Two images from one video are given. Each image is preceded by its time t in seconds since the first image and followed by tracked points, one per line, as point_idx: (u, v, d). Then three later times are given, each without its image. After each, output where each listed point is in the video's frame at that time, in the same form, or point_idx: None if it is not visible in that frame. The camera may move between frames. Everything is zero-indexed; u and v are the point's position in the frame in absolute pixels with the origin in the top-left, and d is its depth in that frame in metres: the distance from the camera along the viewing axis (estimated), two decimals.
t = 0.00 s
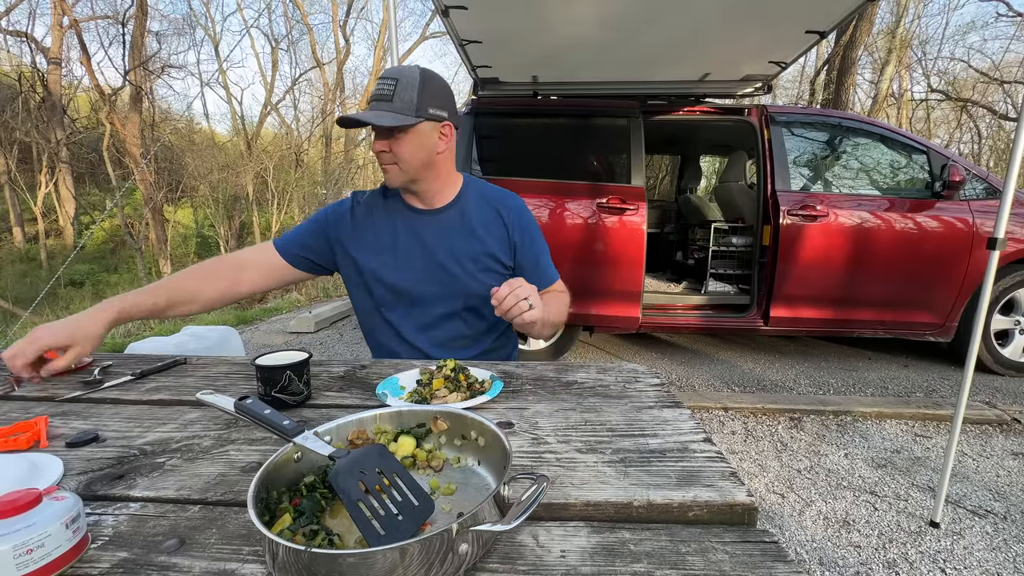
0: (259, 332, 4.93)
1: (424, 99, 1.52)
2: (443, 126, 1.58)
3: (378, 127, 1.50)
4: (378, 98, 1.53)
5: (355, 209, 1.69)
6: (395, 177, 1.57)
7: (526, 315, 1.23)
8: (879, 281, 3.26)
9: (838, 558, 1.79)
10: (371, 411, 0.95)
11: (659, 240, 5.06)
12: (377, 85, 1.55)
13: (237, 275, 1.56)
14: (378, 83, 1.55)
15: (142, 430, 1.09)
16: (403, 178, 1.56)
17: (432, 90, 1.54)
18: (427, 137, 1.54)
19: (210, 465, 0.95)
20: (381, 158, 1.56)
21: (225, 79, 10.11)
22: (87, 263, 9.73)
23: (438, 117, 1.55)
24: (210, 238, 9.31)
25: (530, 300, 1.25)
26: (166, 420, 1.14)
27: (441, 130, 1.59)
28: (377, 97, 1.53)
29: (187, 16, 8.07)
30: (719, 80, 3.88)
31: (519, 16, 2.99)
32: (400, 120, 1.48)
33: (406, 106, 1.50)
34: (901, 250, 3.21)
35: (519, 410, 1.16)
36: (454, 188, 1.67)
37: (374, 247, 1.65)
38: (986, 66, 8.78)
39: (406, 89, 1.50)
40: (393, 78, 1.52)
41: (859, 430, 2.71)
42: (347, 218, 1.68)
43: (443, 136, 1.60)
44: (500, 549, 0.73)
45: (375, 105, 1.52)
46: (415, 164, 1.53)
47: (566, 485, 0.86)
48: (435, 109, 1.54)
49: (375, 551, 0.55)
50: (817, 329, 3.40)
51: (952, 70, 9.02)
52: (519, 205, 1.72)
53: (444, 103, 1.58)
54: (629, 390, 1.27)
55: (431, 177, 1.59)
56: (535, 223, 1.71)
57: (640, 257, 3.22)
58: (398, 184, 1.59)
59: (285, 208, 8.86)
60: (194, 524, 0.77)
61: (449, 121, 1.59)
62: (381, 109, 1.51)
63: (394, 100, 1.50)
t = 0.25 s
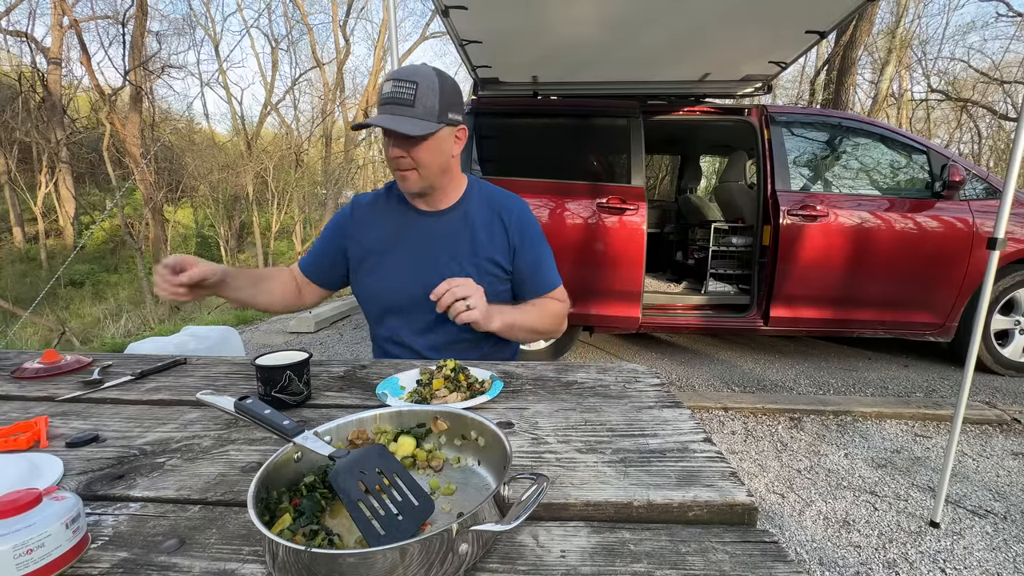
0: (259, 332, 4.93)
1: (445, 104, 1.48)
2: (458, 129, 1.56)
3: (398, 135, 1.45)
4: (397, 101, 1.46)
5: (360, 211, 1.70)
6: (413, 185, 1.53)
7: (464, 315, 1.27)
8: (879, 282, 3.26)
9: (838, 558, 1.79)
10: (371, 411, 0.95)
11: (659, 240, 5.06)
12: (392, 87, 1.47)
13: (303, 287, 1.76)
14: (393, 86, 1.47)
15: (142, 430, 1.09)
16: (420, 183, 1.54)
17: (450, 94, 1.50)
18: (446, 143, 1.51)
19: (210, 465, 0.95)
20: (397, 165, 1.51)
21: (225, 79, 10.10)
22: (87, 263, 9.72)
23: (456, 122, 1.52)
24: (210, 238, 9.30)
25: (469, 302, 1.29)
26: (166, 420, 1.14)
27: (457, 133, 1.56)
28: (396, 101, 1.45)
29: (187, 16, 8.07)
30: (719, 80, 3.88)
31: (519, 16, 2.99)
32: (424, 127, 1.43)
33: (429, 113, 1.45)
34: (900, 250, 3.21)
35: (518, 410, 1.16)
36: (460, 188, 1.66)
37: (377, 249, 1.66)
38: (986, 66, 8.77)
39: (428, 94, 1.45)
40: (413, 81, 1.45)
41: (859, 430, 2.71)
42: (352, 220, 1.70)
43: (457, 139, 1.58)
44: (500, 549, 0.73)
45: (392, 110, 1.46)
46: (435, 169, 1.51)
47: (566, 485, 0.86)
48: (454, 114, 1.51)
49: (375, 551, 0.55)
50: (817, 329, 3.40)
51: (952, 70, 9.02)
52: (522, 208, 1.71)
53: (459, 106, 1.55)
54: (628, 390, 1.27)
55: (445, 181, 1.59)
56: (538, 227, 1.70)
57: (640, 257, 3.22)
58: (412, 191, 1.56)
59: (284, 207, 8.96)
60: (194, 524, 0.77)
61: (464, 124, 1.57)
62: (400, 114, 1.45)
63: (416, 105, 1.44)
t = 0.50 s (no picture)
0: (259, 332, 4.93)
1: (474, 111, 1.50)
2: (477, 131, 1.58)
3: (432, 143, 1.44)
4: (431, 108, 1.43)
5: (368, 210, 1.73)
6: (437, 189, 1.55)
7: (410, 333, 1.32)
8: (877, 283, 3.26)
9: (838, 559, 1.79)
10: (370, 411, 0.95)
11: (659, 240, 5.06)
12: (425, 94, 1.43)
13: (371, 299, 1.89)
14: (424, 92, 1.43)
15: (142, 430, 1.09)
16: (445, 187, 1.56)
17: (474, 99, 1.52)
18: (471, 148, 1.54)
19: (210, 465, 0.95)
20: (423, 171, 1.51)
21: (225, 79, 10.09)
22: (87, 263, 9.72)
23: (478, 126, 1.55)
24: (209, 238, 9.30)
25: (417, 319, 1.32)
26: (166, 420, 1.14)
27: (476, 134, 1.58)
28: (431, 109, 1.43)
29: (187, 16, 8.06)
30: (719, 80, 3.88)
31: (519, 16, 2.99)
32: (462, 137, 1.45)
33: (463, 121, 1.46)
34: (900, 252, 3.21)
35: (518, 410, 1.16)
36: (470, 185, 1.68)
37: (380, 249, 1.68)
38: (986, 66, 8.77)
39: (462, 103, 1.45)
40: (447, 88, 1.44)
41: (858, 430, 2.71)
42: (359, 219, 1.73)
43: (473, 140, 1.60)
44: (500, 550, 0.73)
45: (426, 117, 1.43)
46: (461, 174, 1.54)
47: (566, 485, 0.86)
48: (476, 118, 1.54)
49: (375, 551, 0.56)
50: (816, 328, 3.40)
51: (952, 70, 9.02)
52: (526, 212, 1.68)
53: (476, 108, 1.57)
54: (628, 390, 1.27)
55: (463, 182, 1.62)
56: (541, 232, 1.66)
57: (640, 257, 3.22)
58: (434, 195, 1.57)
59: (286, 208, 8.87)
60: (194, 524, 0.77)
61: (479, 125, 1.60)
62: (435, 123, 1.43)
63: (451, 114, 1.44)
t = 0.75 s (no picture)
0: (259, 332, 4.93)
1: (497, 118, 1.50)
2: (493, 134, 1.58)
3: (460, 148, 1.42)
4: (460, 114, 1.41)
5: (377, 210, 1.71)
6: (456, 194, 1.53)
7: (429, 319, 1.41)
8: (880, 285, 3.27)
9: (838, 558, 1.79)
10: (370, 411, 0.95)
11: (659, 240, 5.06)
12: (455, 99, 1.42)
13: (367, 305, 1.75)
14: (454, 96, 1.42)
15: (142, 430, 1.09)
16: (464, 192, 1.54)
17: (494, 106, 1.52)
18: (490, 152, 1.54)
19: (210, 465, 0.95)
20: (445, 175, 1.48)
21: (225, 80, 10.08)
22: (87, 263, 9.72)
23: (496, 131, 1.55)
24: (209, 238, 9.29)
25: (440, 309, 1.43)
26: (166, 420, 1.14)
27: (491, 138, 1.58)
28: (461, 115, 1.41)
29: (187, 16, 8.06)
30: (719, 80, 3.88)
31: (519, 16, 2.99)
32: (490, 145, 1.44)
33: (490, 129, 1.46)
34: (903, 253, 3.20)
35: (518, 410, 1.16)
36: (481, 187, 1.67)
37: (388, 250, 1.67)
38: (986, 66, 8.77)
39: (491, 110, 1.45)
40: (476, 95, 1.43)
41: (858, 430, 2.71)
42: (368, 219, 1.71)
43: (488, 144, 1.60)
44: (500, 549, 0.73)
45: (455, 121, 1.41)
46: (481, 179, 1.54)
47: (566, 485, 0.86)
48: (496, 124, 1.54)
49: (375, 551, 0.55)
50: (816, 328, 3.40)
51: (952, 70, 9.02)
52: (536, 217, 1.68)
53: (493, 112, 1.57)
54: (629, 390, 1.27)
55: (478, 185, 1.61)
56: (551, 238, 1.67)
57: (640, 257, 3.22)
58: (451, 199, 1.55)
59: (284, 207, 9.00)
60: (194, 524, 0.77)
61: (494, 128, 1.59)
62: (463, 128, 1.42)
63: (479, 121, 1.43)
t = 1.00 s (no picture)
0: (258, 332, 4.93)
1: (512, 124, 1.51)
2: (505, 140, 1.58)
3: (478, 153, 1.42)
4: (481, 118, 1.41)
5: (384, 208, 1.68)
6: (467, 198, 1.52)
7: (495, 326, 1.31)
8: (883, 285, 3.27)
9: (838, 558, 1.79)
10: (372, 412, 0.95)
11: (659, 240, 5.06)
12: (477, 102, 1.40)
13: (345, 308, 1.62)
14: (475, 99, 1.40)
15: (142, 430, 1.09)
16: (475, 197, 1.54)
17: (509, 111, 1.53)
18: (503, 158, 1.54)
19: (210, 465, 0.95)
20: (459, 179, 1.47)
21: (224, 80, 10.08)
22: (87, 263, 9.72)
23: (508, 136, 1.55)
24: (210, 238, 9.29)
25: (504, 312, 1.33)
26: (166, 420, 1.14)
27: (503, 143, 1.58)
28: (482, 119, 1.40)
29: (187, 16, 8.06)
30: (719, 80, 3.88)
31: (519, 16, 3.00)
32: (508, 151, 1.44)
33: (507, 135, 1.47)
34: (905, 253, 3.21)
35: (519, 410, 1.16)
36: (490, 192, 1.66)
37: (395, 251, 1.64)
38: (985, 66, 8.77)
39: (509, 117, 1.45)
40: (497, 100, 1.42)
41: (858, 430, 2.71)
42: (373, 217, 1.68)
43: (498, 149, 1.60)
44: (500, 550, 0.73)
45: (475, 125, 1.40)
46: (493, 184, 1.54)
47: (566, 485, 0.86)
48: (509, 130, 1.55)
49: (375, 551, 0.55)
50: (816, 328, 3.40)
51: (952, 70, 9.02)
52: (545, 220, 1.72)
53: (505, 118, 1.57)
54: (629, 390, 1.27)
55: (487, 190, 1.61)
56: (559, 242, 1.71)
57: (640, 257, 3.22)
58: (462, 203, 1.55)
59: (286, 207, 8.95)
60: (194, 524, 0.77)
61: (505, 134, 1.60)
62: (482, 132, 1.41)
63: (499, 126, 1.43)
